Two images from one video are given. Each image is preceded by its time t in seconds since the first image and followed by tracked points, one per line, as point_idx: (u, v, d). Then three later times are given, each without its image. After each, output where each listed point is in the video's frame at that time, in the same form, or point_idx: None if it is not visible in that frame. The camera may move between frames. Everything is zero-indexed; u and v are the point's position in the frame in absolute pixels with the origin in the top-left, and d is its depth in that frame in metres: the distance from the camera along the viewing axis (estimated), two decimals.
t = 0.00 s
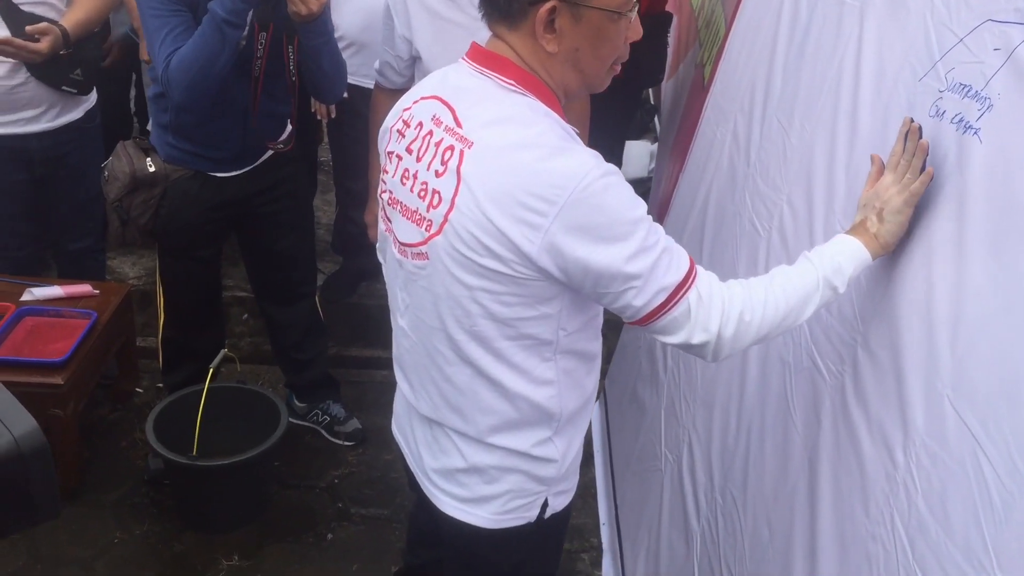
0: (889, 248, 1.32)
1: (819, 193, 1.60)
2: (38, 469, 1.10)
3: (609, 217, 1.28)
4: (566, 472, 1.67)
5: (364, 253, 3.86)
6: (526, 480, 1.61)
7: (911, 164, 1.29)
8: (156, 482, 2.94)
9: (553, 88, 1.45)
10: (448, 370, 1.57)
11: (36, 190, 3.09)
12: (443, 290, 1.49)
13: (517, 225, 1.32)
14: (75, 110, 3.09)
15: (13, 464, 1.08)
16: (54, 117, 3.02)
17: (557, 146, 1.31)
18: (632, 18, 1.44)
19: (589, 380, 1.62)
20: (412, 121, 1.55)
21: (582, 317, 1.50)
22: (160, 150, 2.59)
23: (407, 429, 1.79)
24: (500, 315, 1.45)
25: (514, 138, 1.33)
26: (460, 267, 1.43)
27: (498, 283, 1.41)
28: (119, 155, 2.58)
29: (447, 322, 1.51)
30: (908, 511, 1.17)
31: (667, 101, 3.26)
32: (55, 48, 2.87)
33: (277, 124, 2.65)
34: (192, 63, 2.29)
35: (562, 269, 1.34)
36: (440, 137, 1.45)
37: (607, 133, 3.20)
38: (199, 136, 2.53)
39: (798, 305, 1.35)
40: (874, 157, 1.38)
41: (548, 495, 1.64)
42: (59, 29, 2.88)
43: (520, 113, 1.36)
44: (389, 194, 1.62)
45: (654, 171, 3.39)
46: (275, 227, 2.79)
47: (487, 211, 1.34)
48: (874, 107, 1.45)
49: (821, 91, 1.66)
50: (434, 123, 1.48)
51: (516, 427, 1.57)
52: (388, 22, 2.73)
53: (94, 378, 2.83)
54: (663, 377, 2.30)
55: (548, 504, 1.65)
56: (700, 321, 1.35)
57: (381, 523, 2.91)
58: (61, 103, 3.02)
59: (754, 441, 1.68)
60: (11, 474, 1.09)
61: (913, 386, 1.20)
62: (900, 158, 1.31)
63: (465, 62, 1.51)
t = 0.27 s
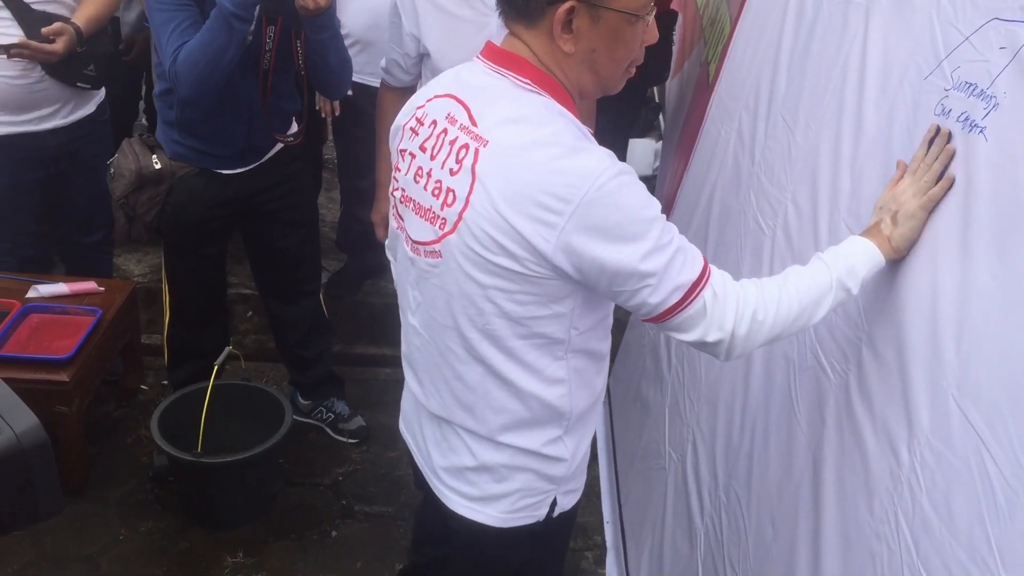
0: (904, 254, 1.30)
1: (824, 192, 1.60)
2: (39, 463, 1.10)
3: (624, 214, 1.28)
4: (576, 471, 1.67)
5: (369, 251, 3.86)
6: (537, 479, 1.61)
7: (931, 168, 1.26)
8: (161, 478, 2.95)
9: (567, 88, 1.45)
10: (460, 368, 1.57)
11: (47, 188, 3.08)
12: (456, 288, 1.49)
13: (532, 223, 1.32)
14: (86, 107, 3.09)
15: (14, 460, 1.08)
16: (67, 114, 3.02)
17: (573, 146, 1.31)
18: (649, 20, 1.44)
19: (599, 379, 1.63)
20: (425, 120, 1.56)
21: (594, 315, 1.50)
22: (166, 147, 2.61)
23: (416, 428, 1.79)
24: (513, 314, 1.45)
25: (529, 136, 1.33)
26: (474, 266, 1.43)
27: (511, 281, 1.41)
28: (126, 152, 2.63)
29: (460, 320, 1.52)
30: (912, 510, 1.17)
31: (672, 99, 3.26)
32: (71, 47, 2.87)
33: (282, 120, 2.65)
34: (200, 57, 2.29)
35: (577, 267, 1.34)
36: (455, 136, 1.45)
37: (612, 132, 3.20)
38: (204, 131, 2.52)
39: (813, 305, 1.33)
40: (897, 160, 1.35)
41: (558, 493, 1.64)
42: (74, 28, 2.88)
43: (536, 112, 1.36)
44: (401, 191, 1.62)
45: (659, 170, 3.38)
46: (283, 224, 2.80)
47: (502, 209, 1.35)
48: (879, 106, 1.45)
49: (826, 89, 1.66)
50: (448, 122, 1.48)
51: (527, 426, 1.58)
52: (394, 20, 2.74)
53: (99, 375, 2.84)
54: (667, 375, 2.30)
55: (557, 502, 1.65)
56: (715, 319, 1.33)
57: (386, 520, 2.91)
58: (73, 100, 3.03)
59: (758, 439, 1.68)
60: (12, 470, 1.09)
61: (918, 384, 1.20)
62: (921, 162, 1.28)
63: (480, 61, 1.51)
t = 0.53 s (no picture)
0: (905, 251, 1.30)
1: (824, 189, 1.60)
2: (51, 469, 1.05)
3: (628, 211, 1.28)
4: (581, 468, 1.68)
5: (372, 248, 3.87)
6: (543, 476, 1.62)
7: (933, 167, 1.26)
8: (165, 475, 2.96)
9: (576, 88, 1.47)
10: (467, 363, 1.58)
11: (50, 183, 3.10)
12: (464, 283, 1.50)
13: (538, 219, 1.33)
14: (89, 103, 3.11)
15: (25, 465, 1.03)
16: (71, 109, 3.03)
17: (580, 143, 1.32)
18: (659, 21, 1.43)
19: (603, 375, 1.63)
20: (435, 116, 1.56)
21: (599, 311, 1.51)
22: (171, 143, 2.60)
23: (423, 425, 1.80)
24: (520, 310, 1.46)
25: (536, 133, 1.34)
26: (481, 262, 1.44)
27: (518, 277, 1.42)
28: (131, 147, 2.61)
29: (468, 315, 1.53)
30: (912, 505, 1.18)
31: (674, 97, 3.26)
32: (76, 41, 2.90)
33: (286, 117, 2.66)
34: (207, 54, 2.30)
35: (582, 263, 1.35)
36: (463, 132, 1.46)
37: (614, 129, 3.21)
38: (209, 128, 2.53)
39: (815, 302, 1.34)
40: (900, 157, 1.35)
41: (563, 491, 1.65)
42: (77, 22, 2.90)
43: (544, 108, 1.37)
44: (409, 187, 1.63)
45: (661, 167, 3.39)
46: (287, 221, 2.81)
47: (509, 205, 1.35)
48: (880, 103, 1.45)
49: (827, 86, 1.67)
50: (457, 118, 1.49)
51: (533, 423, 1.58)
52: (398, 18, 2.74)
53: (102, 371, 2.85)
54: (669, 372, 2.31)
55: (562, 500, 1.66)
56: (718, 316, 1.35)
57: (388, 516, 2.92)
58: (77, 95, 3.04)
59: (759, 435, 1.69)
60: (23, 476, 1.04)
61: (918, 380, 1.21)
62: (923, 160, 1.28)
63: (490, 59, 1.52)
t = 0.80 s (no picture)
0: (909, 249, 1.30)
1: (829, 185, 1.60)
2: (102, 477, 1.24)
3: (629, 205, 1.29)
4: (586, 465, 1.68)
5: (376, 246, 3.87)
6: (546, 472, 1.62)
7: (937, 164, 1.25)
8: (170, 471, 2.97)
9: (580, 84, 1.46)
10: (472, 357, 1.59)
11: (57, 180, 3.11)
12: (467, 276, 1.51)
13: (541, 213, 1.34)
14: (99, 93, 3.13)
15: (80, 472, 1.22)
16: (83, 101, 3.05)
17: (582, 136, 1.32)
18: (662, 20, 1.38)
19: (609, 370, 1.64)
20: (443, 110, 1.57)
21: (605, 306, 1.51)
22: (179, 140, 2.61)
23: (428, 420, 1.80)
24: (523, 304, 1.46)
25: (540, 127, 1.34)
26: (485, 255, 1.45)
27: (520, 271, 1.42)
28: (138, 144, 2.61)
29: (471, 308, 1.53)
30: (916, 500, 1.18)
31: (678, 94, 3.27)
32: (90, 30, 2.92)
33: (293, 114, 2.67)
34: (216, 50, 2.30)
35: (585, 257, 1.35)
36: (469, 126, 1.47)
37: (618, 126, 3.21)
38: (216, 124, 2.54)
39: (817, 297, 1.35)
40: (905, 153, 1.35)
41: (567, 488, 1.65)
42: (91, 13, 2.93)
43: (546, 102, 1.38)
44: (417, 180, 1.64)
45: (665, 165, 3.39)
46: (293, 217, 2.82)
47: (511, 198, 1.36)
48: (885, 100, 1.45)
49: (832, 83, 1.67)
50: (464, 112, 1.49)
51: (536, 419, 1.59)
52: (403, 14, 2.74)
53: (108, 367, 2.86)
54: (673, 369, 2.31)
55: (566, 497, 1.66)
56: (721, 310, 1.36)
57: (392, 513, 2.93)
58: (87, 87, 3.05)
59: (763, 432, 1.69)
60: (78, 482, 1.22)
61: (923, 376, 1.21)
62: (926, 156, 1.27)
63: (499, 54, 1.53)
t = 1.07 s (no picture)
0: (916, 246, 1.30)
1: (835, 182, 1.60)
2: (161, 492, 1.16)
3: (631, 200, 1.28)
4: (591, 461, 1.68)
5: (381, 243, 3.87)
6: (550, 469, 1.62)
7: (944, 161, 1.25)
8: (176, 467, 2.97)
9: (582, 80, 1.45)
10: (477, 353, 1.59)
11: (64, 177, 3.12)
12: (471, 273, 1.51)
13: (544, 209, 1.34)
14: (105, 85, 3.17)
15: (140, 487, 1.13)
16: (91, 95, 3.07)
17: (584, 132, 1.33)
18: (665, 18, 1.36)
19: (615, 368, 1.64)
20: (449, 106, 1.57)
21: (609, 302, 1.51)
22: (186, 136, 2.62)
23: (434, 417, 1.80)
24: (526, 300, 1.46)
25: (542, 123, 1.35)
26: (489, 252, 1.45)
27: (523, 267, 1.42)
28: (145, 141, 2.60)
29: (473, 303, 1.54)
30: (922, 498, 1.17)
31: (683, 92, 3.26)
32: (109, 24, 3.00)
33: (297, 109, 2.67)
34: (223, 45, 2.30)
35: (588, 254, 1.35)
36: (473, 121, 1.47)
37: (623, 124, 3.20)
38: (223, 121, 2.55)
39: (821, 293, 1.35)
40: (912, 150, 1.35)
41: (571, 485, 1.65)
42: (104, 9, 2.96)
43: (549, 97, 1.38)
44: (423, 176, 1.64)
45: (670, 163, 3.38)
46: (298, 214, 2.82)
47: (514, 194, 1.36)
48: (891, 96, 1.45)
49: (838, 80, 1.66)
50: (469, 108, 1.50)
51: (540, 415, 1.59)
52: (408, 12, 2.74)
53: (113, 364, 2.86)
54: (678, 367, 2.31)
55: (570, 493, 1.66)
56: (725, 306, 1.35)
57: (398, 511, 2.93)
58: (95, 82, 3.08)
59: (769, 429, 1.68)
60: (137, 497, 1.14)
61: (929, 374, 1.20)
62: (935, 153, 1.27)
63: (506, 51, 1.53)
